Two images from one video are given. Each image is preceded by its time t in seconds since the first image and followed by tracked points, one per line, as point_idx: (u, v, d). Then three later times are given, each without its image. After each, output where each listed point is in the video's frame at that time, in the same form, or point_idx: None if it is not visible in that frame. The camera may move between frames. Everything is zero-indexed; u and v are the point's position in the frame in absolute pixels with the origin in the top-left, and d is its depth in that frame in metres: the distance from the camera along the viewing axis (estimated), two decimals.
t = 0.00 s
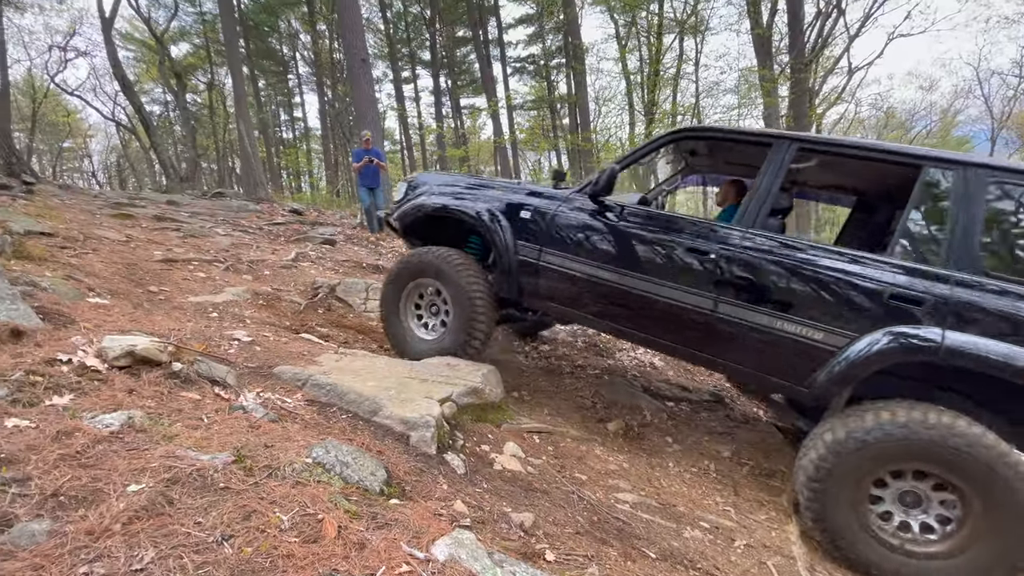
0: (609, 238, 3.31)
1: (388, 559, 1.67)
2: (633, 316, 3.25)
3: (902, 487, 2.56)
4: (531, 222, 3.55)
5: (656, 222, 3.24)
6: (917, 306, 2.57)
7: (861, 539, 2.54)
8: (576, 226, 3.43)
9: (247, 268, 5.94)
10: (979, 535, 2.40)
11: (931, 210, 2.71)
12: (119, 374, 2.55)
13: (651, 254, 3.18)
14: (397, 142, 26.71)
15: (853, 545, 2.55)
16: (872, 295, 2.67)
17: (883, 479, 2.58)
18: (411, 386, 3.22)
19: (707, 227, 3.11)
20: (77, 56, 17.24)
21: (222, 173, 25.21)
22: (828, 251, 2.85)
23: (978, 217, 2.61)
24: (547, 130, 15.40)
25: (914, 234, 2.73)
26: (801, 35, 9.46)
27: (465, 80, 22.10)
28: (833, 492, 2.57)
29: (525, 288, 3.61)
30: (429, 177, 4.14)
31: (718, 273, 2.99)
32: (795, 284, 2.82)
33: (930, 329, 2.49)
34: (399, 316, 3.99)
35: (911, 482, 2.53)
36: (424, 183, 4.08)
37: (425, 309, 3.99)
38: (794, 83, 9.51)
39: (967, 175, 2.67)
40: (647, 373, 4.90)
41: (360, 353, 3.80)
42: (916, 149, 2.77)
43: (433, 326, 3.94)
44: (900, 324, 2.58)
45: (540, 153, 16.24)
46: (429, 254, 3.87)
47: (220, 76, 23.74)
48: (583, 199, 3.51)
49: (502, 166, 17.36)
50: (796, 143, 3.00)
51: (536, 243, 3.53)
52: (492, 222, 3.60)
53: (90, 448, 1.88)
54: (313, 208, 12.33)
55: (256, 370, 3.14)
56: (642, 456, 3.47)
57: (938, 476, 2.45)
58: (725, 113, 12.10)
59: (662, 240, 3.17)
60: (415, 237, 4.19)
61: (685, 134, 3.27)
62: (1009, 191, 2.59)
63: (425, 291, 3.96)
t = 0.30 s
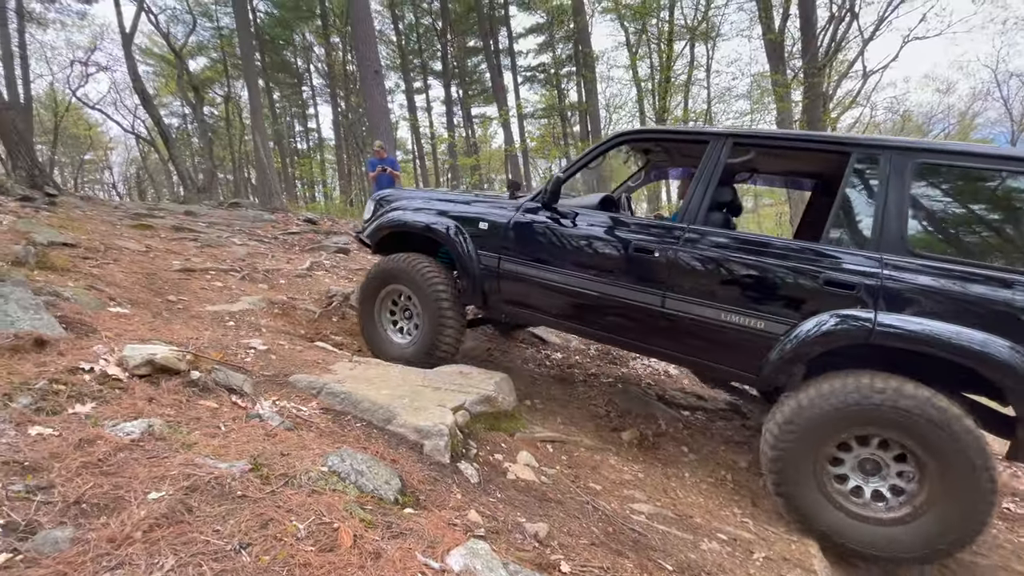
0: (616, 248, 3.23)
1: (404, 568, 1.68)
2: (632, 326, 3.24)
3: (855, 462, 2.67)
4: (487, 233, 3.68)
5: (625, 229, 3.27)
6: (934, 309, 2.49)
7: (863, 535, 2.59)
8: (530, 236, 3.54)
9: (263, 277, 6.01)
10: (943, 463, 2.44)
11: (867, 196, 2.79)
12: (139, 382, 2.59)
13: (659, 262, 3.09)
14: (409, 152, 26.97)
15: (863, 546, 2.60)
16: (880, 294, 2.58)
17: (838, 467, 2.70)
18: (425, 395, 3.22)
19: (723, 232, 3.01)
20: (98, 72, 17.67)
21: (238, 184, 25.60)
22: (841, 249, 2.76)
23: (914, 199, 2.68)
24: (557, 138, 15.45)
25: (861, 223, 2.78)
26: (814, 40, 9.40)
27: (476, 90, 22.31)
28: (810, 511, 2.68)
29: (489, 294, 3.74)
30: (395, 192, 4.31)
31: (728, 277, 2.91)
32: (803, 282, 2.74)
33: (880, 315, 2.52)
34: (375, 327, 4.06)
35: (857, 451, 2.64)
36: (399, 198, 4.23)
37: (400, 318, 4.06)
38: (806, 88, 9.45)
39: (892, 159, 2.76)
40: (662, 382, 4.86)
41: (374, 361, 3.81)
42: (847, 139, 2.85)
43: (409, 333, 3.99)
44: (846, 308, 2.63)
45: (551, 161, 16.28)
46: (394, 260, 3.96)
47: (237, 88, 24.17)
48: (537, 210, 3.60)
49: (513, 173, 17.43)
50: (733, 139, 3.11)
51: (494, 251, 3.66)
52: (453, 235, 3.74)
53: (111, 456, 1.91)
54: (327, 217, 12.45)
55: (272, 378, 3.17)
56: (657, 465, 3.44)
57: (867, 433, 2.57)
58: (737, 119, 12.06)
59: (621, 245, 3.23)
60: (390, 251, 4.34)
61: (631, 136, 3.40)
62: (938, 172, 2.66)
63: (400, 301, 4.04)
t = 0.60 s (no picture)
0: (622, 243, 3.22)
1: None
2: (641, 323, 3.23)
3: (808, 459, 2.77)
4: (470, 219, 3.81)
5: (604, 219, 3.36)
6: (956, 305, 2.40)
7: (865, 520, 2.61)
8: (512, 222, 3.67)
9: (278, 286, 6.07)
10: (859, 420, 2.56)
11: (834, 188, 2.82)
12: (158, 390, 2.62)
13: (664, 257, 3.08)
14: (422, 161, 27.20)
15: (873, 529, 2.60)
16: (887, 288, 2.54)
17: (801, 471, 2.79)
18: (439, 403, 3.22)
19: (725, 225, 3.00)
20: (120, 87, 18.14)
21: (254, 195, 26.00)
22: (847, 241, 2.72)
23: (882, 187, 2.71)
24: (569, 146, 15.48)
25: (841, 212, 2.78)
26: (827, 44, 9.33)
27: (487, 100, 22.52)
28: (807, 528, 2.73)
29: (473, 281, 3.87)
30: (383, 181, 4.41)
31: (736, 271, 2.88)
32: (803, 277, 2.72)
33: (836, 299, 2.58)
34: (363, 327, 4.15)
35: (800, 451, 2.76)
36: (388, 184, 4.35)
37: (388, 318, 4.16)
38: (821, 92, 9.37)
39: (856, 148, 2.80)
40: (677, 392, 4.80)
41: (388, 370, 3.82)
42: (812, 130, 2.88)
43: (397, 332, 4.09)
44: (806, 291, 2.69)
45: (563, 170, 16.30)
46: (383, 259, 4.09)
47: (254, 101, 24.64)
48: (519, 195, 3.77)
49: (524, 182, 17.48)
50: (704, 130, 3.20)
51: (477, 240, 3.78)
52: (439, 222, 3.88)
53: (132, 463, 1.94)
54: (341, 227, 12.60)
55: (288, 387, 3.19)
56: (672, 476, 3.40)
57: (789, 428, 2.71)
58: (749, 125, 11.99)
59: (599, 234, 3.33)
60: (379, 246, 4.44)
61: (608, 127, 3.54)
62: (917, 163, 2.65)
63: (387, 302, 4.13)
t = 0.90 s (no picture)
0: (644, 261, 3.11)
1: None
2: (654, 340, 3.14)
3: (746, 457, 2.92)
4: (432, 229, 4.07)
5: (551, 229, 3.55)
6: (969, 319, 2.30)
7: (820, 477, 2.66)
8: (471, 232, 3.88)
9: (295, 296, 6.13)
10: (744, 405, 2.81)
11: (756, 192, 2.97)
12: (179, 400, 2.66)
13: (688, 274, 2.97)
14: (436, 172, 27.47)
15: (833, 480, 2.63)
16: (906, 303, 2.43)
17: (732, 464, 2.95)
18: (453, 413, 3.21)
19: (749, 244, 2.89)
20: (143, 102, 18.64)
21: (272, 207, 26.42)
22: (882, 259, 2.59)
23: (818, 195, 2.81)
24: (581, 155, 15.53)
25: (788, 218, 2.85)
26: (842, 50, 9.27)
27: (500, 110, 22.75)
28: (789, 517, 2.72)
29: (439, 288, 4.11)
30: (360, 194, 4.73)
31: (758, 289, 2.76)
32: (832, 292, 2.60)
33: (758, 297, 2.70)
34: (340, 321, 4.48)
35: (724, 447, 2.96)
36: (360, 200, 4.62)
37: (363, 314, 4.46)
38: (837, 98, 9.28)
39: (781, 156, 2.94)
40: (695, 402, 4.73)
41: (403, 380, 3.83)
42: (736, 138, 3.05)
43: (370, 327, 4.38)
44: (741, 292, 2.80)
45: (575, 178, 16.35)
46: (359, 259, 4.40)
47: (272, 115, 25.13)
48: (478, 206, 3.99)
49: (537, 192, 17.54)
50: (641, 141, 3.38)
51: (439, 247, 4.03)
52: (405, 233, 4.13)
53: (153, 472, 1.97)
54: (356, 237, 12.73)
55: (305, 397, 3.20)
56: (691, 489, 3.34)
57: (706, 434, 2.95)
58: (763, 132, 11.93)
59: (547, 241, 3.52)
60: (358, 247, 4.74)
61: (556, 139, 3.75)
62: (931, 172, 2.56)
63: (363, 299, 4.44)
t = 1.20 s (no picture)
0: (660, 267, 3.13)
1: None
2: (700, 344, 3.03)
3: (666, 433, 3.17)
4: (407, 223, 4.46)
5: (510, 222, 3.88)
6: (912, 319, 2.48)
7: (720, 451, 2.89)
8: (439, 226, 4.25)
9: (312, 306, 6.18)
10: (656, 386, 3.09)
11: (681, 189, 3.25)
12: (200, 411, 2.69)
13: (705, 281, 3.00)
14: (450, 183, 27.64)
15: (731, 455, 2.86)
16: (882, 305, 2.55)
17: (657, 443, 3.20)
18: (468, 425, 3.20)
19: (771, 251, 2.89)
20: (165, 117, 19.10)
21: (288, 218, 26.77)
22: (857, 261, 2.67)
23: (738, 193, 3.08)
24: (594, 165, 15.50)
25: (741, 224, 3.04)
26: (859, 56, 9.16)
27: (512, 121, 22.86)
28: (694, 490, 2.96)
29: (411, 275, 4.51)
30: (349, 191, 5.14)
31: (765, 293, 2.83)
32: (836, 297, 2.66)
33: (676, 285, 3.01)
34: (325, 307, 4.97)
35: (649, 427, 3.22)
36: (350, 196, 4.99)
37: (345, 302, 4.95)
38: (854, 104, 9.17)
39: (705, 156, 3.21)
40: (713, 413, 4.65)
41: (418, 391, 3.83)
42: (666, 141, 3.35)
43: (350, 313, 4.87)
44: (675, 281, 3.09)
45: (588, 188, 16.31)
46: (341, 252, 4.86)
47: (289, 128, 25.55)
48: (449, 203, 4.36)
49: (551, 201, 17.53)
50: (586, 144, 3.70)
51: (412, 240, 4.41)
52: (384, 227, 4.54)
53: (176, 484, 1.98)
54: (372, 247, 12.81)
55: (322, 408, 3.22)
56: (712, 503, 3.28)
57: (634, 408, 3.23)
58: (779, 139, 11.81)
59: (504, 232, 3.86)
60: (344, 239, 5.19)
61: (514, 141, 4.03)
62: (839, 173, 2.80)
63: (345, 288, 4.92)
